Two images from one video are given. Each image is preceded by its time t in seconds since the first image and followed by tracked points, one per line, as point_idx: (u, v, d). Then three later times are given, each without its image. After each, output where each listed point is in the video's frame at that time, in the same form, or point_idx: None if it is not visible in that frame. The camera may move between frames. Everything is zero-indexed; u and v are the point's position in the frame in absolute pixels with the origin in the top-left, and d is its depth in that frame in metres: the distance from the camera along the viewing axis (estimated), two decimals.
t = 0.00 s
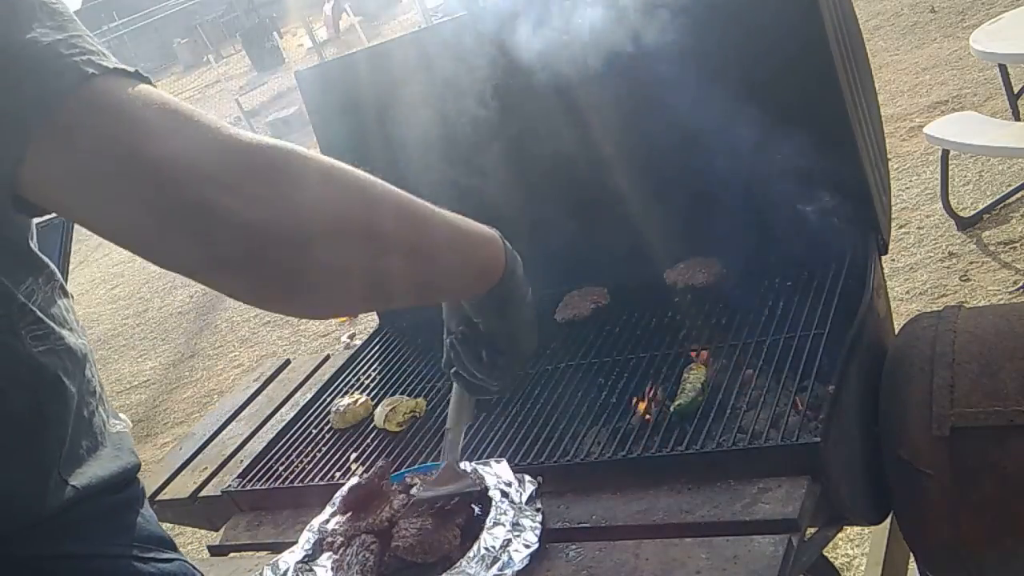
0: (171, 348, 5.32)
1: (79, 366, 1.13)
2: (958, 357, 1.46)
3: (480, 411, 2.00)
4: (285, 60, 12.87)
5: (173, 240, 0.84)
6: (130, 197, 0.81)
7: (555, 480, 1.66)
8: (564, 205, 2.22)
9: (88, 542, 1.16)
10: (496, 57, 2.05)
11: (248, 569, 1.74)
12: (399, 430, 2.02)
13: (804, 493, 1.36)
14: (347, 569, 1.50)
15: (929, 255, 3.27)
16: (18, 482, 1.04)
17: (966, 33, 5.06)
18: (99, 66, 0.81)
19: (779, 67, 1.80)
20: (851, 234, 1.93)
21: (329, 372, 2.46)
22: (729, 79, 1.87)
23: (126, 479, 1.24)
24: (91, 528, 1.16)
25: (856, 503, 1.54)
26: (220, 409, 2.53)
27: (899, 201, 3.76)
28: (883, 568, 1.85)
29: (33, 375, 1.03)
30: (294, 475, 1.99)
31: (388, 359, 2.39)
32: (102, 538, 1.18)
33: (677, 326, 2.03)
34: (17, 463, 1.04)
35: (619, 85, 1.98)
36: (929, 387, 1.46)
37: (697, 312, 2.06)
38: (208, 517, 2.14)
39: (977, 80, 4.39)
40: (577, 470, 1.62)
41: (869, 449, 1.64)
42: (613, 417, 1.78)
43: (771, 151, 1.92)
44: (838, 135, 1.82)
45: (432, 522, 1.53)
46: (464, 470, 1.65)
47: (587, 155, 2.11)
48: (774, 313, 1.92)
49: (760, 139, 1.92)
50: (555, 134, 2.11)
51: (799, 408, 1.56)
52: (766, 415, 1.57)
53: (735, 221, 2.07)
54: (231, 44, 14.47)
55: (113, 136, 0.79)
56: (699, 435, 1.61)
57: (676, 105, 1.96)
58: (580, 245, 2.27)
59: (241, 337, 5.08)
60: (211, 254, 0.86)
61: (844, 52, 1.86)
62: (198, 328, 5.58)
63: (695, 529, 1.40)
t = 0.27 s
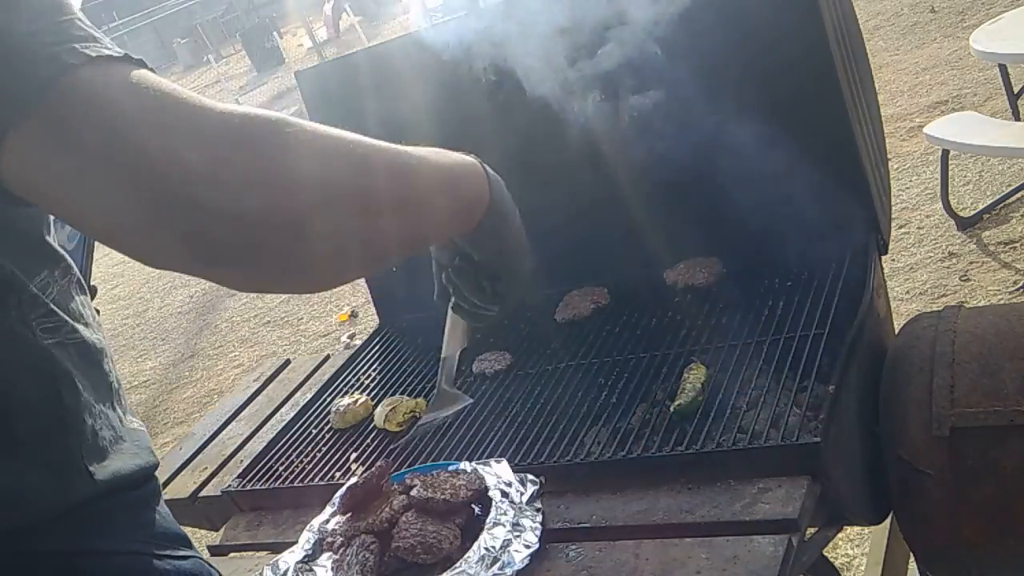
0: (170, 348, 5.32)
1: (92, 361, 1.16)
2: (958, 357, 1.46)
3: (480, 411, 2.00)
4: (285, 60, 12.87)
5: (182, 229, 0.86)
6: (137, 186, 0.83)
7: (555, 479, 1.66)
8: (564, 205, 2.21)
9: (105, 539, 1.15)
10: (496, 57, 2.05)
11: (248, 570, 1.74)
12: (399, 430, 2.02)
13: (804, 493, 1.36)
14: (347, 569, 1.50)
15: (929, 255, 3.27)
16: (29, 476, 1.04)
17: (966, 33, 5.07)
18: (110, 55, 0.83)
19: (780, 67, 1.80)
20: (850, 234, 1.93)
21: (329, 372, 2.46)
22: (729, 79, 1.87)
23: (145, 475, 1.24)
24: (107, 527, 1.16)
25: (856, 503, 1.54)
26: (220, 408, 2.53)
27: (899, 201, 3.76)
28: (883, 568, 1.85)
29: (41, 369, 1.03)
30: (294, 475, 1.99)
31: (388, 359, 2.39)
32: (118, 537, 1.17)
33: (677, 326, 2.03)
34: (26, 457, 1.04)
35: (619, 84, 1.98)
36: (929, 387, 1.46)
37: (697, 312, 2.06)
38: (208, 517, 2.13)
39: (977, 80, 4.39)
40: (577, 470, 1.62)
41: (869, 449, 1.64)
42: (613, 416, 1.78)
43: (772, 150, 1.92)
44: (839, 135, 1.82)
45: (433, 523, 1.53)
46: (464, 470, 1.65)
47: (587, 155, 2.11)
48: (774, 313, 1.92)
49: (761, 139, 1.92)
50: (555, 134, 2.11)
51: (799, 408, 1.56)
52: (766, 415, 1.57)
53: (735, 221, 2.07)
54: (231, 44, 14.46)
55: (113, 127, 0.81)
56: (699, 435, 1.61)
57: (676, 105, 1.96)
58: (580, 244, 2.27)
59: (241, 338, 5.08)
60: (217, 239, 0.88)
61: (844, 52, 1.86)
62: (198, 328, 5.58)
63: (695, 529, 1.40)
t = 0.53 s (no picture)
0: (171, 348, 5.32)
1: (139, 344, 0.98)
2: (958, 357, 1.46)
3: (480, 410, 2.00)
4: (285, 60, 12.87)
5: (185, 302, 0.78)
6: (148, 254, 0.74)
7: (555, 479, 1.66)
8: (565, 204, 2.21)
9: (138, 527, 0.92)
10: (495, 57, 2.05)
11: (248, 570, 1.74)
12: (399, 430, 2.02)
13: (804, 493, 1.36)
14: (347, 569, 1.50)
15: (929, 255, 3.27)
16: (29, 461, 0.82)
17: (966, 33, 5.07)
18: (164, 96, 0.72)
19: (779, 67, 1.80)
20: (850, 234, 1.93)
21: (329, 372, 2.46)
22: (730, 79, 1.87)
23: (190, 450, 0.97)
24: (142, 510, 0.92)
25: (857, 504, 1.54)
26: (220, 408, 2.53)
27: (899, 201, 3.76)
28: (883, 569, 1.85)
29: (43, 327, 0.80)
30: (294, 475, 1.99)
31: (388, 359, 2.39)
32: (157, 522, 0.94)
33: (676, 326, 2.03)
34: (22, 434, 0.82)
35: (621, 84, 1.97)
36: (929, 387, 1.46)
37: (697, 312, 2.06)
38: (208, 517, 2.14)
39: (977, 80, 4.39)
40: (576, 470, 1.62)
41: (869, 449, 1.64)
42: (613, 417, 1.78)
43: (772, 151, 1.92)
44: (839, 136, 1.82)
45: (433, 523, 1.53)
46: (464, 469, 1.65)
47: (588, 156, 2.11)
48: (774, 313, 1.92)
49: (760, 139, 1.92)
50: (556, 134, 2.11)
51: (799, 407, 1.56)
52: (766, 415, 1.57)
53: (735, 221, 2.07)
54: (231, 44, 14.46)
55: (126, 186, 0.71)
56: (699, 435, 1.61)
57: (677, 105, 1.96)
58: (580, 244, 2.27)
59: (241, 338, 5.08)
60: (222, 312, 0.80)
61: (844, 52, 1.86)
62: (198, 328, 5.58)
63: (695, 529, 1.40)
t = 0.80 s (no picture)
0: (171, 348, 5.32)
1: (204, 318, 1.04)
2: (958, 357, 1.46)
3: (481, 410, 2.00)
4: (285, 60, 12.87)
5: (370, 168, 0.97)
6: (362, 158, 0.95)
7: (556, 479, 1.66)
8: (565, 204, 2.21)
9: (217, 476, 0.99)
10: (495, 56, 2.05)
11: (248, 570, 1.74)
12: (399, 430, 2.02)
13: (804, 493, 1.36)
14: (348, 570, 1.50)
15: (929, 255, 3.27)
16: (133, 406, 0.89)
17: (966, 33, 5.07)
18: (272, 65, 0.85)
19: (779, 67, 1.80)
20: (850, 234, 1.93)
21: (329, 372, 2.46)
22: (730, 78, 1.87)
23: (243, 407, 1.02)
24: (214, 456, 0.98)
25: (857, 504, 1.54)
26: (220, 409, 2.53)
27: (899, 201, 3.76)
28: (883, 569, 1.85)
29: (144, 282, 0.90)
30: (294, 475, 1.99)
31: (389, 359, 2.40)
32: (230, 473, 1.00)
33: (676, 326, 2.03)
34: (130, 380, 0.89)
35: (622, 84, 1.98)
36: (929, 387, 1.46)
37: (697, 311, 2.06)
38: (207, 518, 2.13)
39: (977, 80, 4.39)
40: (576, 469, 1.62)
41: (870, 449, 1.64)
42: (613, 416, 1.78)
43: (771, 150, 1.92)
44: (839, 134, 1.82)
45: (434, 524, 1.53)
46: (464, 470, 1.65)
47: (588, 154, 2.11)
48: (774, 312, 1.92)
49: (760, 139, 1.92)
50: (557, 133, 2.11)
51: (799, 407, 1.56)
52: (766, 415, 1.57)
53: (735, 221, 2.07)
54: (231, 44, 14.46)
55: (342, 86, 0.90)
56: (699, 435, 1.61)
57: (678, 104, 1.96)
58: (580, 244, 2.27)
59: (241, 338, 5.08)
60: (408, 180, 0.98)
61: (844, 51, 1.86)
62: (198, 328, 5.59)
63: (695, 529, 1.39)
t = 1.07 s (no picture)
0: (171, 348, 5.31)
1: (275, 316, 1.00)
2: (958, 357, 1.46)
3: (481, 410, 2.01)
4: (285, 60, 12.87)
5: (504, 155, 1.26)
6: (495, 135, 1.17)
7: (555, 479, 1.66)
8: (566, 203, 2.21)
9: (265, 479, 0.90)
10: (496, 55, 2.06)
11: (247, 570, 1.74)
12: (399, 430, 2.02)
13: (804, 494, 1.36)
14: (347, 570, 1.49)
15: (929, 255, 3.27)
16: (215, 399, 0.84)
17: (966, 34, 5.07)
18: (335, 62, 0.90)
19: (780, 66, 1.80)
20: (850, 233, 1.93)
21: (328, 372, 2.46)
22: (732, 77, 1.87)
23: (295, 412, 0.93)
24: (259, 454, 0.89)
25: (857, 504, 1.54)
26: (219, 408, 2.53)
27: (899, 201, 3.76)
28: (883, 569, 1.85)
29: (234, 270, 0.83)
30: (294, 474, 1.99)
31: (388, 359, 2.39)
32: (273, 475, 0.91)
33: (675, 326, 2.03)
34: (218, 368, 0.84)
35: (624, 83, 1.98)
36: (929, 387, 1.46)
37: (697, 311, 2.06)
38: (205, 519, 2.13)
39: (977, 80, 4.39)
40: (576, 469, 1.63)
41: (870, 450, 1.64)
42: (613, 416, 1.78)
43: (772, 149, 1.92)
44: (840, 133, 1.82)
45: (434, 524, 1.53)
46: (464, 470, 1.65)
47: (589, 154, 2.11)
48: (774, 312, 1.92)
49: (760, 139, 1.92)
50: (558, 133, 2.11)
51: (799, 407, 1.56)
52: (766, 415, 1.57)
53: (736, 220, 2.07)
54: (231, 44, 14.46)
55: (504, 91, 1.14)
56: (699, 435, 1.61)
57: (679, 104, 1.96)
58: (581, 243, 2.27)
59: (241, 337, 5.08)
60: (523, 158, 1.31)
61: (844, 51, 1.86)
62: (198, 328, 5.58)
63: (695, 529, 1.39)
